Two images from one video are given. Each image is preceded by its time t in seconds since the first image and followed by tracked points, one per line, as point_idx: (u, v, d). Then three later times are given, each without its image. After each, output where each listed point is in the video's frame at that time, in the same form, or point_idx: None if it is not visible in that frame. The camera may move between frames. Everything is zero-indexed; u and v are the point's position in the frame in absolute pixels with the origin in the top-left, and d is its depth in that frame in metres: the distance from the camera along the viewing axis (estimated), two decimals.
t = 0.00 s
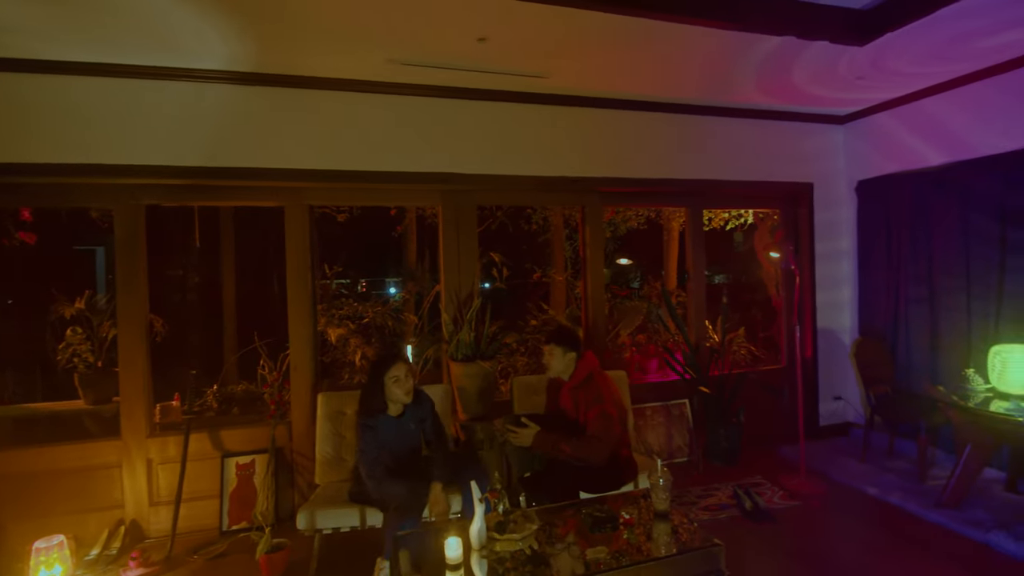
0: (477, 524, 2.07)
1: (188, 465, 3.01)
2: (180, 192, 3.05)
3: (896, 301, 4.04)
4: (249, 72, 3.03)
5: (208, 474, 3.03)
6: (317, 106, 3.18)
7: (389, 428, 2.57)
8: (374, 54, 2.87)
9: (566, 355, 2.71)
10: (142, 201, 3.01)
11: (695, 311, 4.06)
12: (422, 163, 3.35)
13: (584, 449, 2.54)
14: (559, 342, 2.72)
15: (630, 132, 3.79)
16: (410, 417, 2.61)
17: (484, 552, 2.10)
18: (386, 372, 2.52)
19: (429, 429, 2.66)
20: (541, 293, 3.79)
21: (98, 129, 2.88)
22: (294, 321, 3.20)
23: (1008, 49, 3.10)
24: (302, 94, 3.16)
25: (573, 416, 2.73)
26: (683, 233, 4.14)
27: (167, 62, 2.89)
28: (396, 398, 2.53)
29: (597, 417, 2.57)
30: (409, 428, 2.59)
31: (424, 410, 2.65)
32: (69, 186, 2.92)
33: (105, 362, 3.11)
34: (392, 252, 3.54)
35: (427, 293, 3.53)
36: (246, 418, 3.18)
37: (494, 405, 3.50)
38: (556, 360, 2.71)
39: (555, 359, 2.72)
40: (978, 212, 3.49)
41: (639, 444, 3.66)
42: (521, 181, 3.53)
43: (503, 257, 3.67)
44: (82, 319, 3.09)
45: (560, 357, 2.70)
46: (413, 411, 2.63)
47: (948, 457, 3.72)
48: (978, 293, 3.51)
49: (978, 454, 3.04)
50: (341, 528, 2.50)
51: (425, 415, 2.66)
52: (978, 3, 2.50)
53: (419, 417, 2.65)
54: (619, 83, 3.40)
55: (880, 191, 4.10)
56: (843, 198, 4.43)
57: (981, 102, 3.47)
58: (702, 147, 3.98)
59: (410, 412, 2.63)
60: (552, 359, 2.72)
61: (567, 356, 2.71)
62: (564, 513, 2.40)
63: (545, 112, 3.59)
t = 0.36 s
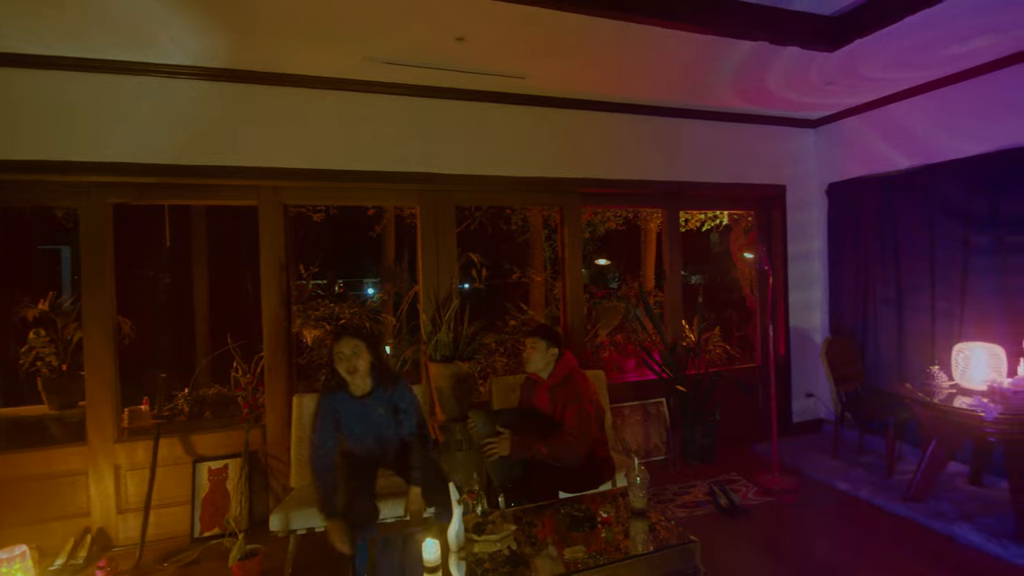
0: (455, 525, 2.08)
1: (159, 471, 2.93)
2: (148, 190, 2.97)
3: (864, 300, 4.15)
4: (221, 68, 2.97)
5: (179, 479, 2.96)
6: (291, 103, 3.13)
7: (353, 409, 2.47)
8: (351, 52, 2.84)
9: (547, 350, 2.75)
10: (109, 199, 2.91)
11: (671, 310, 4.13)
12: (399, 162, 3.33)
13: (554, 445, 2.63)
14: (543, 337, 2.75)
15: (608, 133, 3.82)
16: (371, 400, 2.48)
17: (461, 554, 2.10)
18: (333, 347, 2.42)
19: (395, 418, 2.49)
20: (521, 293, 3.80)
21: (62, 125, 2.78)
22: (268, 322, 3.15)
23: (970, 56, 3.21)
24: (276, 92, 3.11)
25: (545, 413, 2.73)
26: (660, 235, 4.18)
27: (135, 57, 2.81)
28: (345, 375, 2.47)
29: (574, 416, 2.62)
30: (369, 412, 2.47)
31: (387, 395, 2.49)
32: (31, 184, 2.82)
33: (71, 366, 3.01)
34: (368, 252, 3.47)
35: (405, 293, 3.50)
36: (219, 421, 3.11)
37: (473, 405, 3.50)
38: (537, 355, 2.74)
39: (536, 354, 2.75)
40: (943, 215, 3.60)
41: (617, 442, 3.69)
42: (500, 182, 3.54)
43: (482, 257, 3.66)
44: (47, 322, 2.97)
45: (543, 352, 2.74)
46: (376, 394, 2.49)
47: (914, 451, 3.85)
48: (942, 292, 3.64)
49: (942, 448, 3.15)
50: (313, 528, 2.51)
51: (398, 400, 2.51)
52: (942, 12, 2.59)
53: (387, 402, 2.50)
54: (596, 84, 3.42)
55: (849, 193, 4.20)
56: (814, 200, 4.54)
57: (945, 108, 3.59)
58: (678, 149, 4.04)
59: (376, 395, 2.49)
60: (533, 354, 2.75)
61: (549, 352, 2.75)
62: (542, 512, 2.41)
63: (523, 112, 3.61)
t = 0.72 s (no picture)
0: (433, 527, 2.05)
1: (125, 478, 2.86)
2: (115, 189, 2.88)
3: (835, 299, 4.26)
4: (191, 64, 2.90)
5: (147, 486, 2.90)
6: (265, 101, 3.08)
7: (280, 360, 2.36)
8: (325, 49, 2.80)
9: (526, 346, 2.69)
10: (73, 198, 2.82)
11: (649, 310, 4.17)
12: (377, 161, 3.30)
13: (541, 449, 2.63)
14: (521, 333, 2.70)
15: (586, 135, 3.85)
16: (295, 348, 2.33)
17: (439, 557, 2.08)
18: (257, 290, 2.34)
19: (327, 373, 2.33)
20: (499, 294, 3.79)
21: (22, 121, 2.68)
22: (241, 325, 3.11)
23: (934, 64, 3.31)
24: (250, 89, 3.05)
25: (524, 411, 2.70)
26: (637, 236, 4.22)
27: (100, 51, 2.73)
28: (266, 320, 2.32)
29: (558, 412, 2.60)
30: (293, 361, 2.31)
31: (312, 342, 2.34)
32: None
33: (32, 370, 2.88)
34: (346, 252, 3.42)
35: (382, 294, 3.47)
36: (190, 426, 3.04)
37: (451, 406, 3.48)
38: (516, 351, 2.69)
39: (515, 350, 2.69)
40: (909, 217, 3.72)
41: (595, 441, 3.73)
42: (478, 183, 3.54)
43: (460, 257, 3.65)
44: (5, 324, 2.85)
45: (521, 348, 2.68)
46: (301, 341, 2.34)
47: (882, 446, 3.96)
48: (908, 292, 3.75)
49: (908, 444, 3.24)
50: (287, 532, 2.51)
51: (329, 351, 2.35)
52: (909, 21, 2.67)
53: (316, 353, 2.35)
54: (575, 86, 3.44)
55: (821, 196, 4.31)
56: (786, 202, 4.63)
57: (911, 114, 3.71)
58: (654, 151, 4.09)
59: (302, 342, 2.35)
60: (512, 350, 2.69)
61: (527, 348, 2.69)
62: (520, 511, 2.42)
63: (501, 113, 3.61)
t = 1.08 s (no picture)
0: (409, 530, 2.04)
1: (91, 485, 2.78)
2: (81, 187, 2.80)
3: (806, 299, 4.35)
4: (161, 59, 2.82)
5: (114, 493, 2.83)
6: (238, 98, 3.02)
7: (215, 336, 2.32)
8: (301, 46, 2.76)
9: (502, 346, 2.73)
10: (35, 196, 2.73)
11: (626, 310, 4.21)
12: (355, 161, 3.27)
13: (523, 449, 2.61)
14: (497, 333, 2.73)
15: (564, 136, 3.88)
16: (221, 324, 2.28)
17: (416, 559, 2.05)
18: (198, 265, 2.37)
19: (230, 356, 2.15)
20: (478, 295, 3.78)
21: None
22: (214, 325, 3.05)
23: (901, 70, 3.42)
24: (223, 86, 2.99)
25: (506, 412, 2.69)
26: (615, 236, 4.26)
27: (63, 45, 2.63)
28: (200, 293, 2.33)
29: (538, 412, 2.63)
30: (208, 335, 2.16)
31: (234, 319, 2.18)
32: None
33: None
34: (322, 252, 3.37)
35: (360, 295, 3.43)
36: (160, 431, 2.96)
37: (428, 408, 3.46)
38: (492, 351, 2.71)
39: (491, 350, 2.72)
40: (877, 219, 3.83)
41: (573, 441, 3.75)
42: (457, 183, 3.53)
43: (439, 258, 3.63)
44: None
45: (497, 348, 2.71)
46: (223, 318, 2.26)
47: (851, 442, 4.08)
48: (876, 292, 3.86)
49: (876, 439, 3.34)
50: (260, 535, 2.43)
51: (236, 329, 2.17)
52: (878, 28, 2.75)
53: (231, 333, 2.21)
54: (554, 87, 3.45)
55: (793, 198, 4.41)
56: (760, 204, 4.73)
57: (879, 118, 3.82)
58: (632, 152, 4.14)
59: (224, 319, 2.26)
60: (487, 350, 2.72)
61: (503, 348, 2.73)
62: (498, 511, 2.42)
63: (480, 113, 3.61)
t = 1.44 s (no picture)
0: (386, 533, 2.01)
1: (55, 493, 2.70)
2: (44, 184, 2.71)
3: (779, 299, 4.45)
4: (128, 53, 2.75)
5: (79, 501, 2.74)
6: (209, 94, 2.96)
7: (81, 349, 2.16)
8: (275, 43, 2.71)
9: (479, 348, 2.73)
10: None
11: (604, 310, 4.24)
12: (331, 159, 3.23)
13: (501, 448, 2.62)
14: (475, 336, 2.74)
15: (542, 137, 3.89)
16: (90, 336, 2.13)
17: (393, 563, 2.03)
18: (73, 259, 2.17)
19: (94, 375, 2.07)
20: (457, 296, 3.77)
21: None
22: (184, 325, 2.96)
23: (869, 76, 3.51)
24: (193, 81, 2.92)
25: (482, 413, 2.68)
26: (593, 237, 4.28)
27: (25, 37, 2.55)
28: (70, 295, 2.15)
29: (515, 415, 2.63)
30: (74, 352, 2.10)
31: (101, 333, 2.08)
32: None
33: None
34: (299, 252, 3.32)
35: (336, 295, 3.39)
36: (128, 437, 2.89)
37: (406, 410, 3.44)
38: (469, 353, 2.71)
39: (469, 352, 2.72)
40: (846, 221, 3.93)
41: (552, 441, 3.78)
42: (435, 183, 3.51)
43: (416, 258, 3.61)
44: None
45: (475, 350, 2.71)
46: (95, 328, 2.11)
47: (822, 438, 4.18)
48: (846, 292, 3.96)
49: (846, 435, 3.42)
50: (232, 540, 2.36)
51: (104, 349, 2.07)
52: (846, 34, 2.82)
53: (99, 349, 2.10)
54: (532, 88, 3.46)
55: (765, 200, 4.51)
56: (735, 206, 4.81)
57: (848, 123, 3.92)
58: (609, 154, 4.17)
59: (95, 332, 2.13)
60: (465, 352, 2.72)
61: (481, 350, 2.73)
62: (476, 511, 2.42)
63: (458, 113, 3.60)
